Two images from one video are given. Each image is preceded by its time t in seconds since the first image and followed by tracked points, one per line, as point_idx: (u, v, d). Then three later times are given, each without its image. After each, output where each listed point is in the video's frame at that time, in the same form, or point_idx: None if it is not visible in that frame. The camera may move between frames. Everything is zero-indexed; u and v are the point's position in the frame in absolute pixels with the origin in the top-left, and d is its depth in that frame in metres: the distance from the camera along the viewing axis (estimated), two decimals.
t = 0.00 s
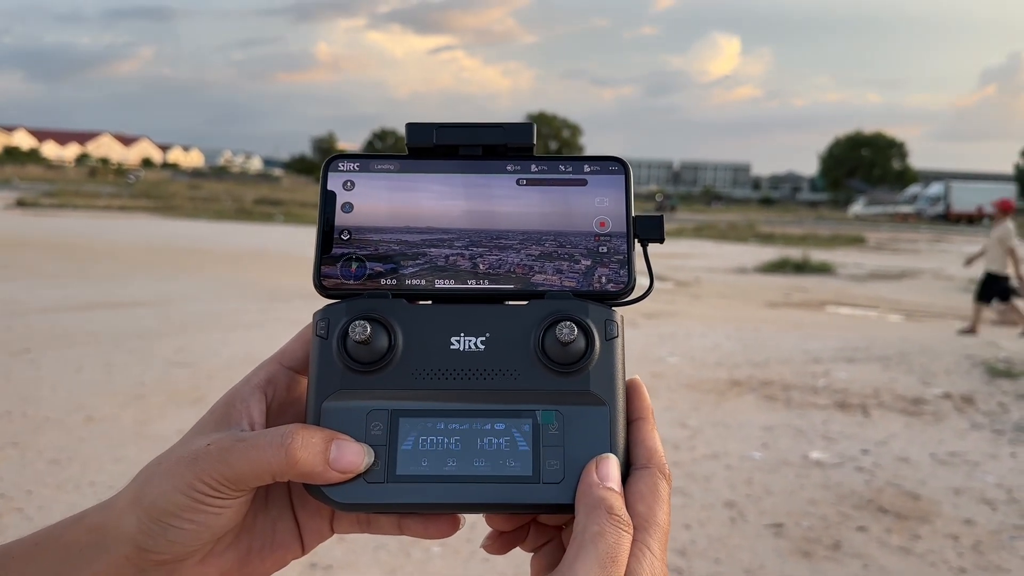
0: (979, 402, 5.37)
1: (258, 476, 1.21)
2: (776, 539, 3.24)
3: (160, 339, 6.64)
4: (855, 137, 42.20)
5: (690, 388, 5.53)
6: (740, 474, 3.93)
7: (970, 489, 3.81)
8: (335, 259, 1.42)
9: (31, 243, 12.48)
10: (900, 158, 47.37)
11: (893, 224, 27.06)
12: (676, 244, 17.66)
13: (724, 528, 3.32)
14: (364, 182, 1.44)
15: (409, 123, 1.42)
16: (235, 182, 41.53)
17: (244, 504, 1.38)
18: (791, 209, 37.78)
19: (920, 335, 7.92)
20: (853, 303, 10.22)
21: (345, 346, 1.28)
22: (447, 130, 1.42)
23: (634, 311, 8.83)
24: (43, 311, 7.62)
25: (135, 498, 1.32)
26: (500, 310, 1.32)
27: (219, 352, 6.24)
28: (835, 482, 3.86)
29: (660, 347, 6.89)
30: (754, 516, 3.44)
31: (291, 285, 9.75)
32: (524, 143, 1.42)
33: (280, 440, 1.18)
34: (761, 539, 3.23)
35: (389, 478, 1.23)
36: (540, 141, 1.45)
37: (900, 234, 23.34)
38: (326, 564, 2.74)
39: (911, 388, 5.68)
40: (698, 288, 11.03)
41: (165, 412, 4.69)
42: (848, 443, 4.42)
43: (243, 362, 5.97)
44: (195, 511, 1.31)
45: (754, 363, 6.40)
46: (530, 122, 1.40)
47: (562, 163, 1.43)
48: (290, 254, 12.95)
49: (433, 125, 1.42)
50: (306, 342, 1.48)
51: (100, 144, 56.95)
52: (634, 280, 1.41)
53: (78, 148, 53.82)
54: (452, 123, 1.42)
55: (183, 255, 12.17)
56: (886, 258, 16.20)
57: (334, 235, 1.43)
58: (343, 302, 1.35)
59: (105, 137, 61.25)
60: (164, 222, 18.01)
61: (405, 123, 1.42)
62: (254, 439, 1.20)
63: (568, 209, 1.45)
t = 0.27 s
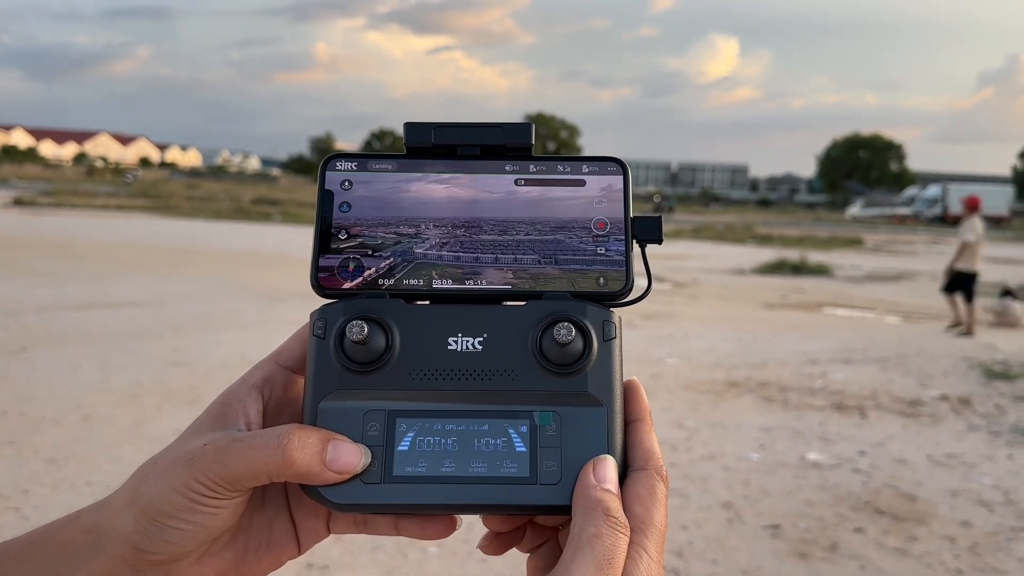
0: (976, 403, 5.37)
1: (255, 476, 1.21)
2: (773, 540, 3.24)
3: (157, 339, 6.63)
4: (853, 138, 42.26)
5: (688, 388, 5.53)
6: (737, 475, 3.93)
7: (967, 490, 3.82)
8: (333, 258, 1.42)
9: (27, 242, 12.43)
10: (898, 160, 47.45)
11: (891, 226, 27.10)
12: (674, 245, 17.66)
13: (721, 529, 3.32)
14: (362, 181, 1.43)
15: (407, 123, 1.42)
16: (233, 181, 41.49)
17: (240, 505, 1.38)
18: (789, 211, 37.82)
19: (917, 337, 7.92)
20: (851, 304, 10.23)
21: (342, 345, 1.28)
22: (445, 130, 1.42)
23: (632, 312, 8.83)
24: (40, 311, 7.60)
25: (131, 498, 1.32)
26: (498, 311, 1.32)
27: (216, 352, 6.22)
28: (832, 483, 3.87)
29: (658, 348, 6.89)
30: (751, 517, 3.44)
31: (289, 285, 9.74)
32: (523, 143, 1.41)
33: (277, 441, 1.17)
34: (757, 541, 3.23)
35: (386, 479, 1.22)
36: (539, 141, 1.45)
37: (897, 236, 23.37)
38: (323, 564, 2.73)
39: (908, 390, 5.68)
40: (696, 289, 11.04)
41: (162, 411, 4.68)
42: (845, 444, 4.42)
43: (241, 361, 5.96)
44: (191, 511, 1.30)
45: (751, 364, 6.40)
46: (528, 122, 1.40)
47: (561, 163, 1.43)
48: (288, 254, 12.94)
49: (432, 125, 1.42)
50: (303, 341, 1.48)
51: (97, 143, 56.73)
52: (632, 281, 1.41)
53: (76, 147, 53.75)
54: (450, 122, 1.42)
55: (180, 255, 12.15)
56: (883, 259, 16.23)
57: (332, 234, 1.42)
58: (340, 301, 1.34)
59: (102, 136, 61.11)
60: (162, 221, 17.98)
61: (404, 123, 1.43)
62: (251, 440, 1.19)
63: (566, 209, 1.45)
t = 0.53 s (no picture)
0: (973, 404, 5.39)
1: (258, 477, 1.21)
2: (770, 540, 3.25)
3: (155, 338, 6.62)
4: (851, 139, 42.33)
5: (685, 389, 5.54)
6: (735, 475, 3.94)
7: (964, 491, 3.83)
8: (336, 260, 1.42)
9: (24, 241, 12.40)
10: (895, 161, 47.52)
11: (888, 227, 27.14)
12: (672, 246, 17.67)
13: (719, 529, 3.33)
14: (366, 182, 1.43)
15: (411, 125, 1.42)
16: (230, 180, 41.44)
17: (243, 506, 1.38)
18: (786, 211, 37.86)
19: (914, 337, 7.94)
20: (848, 305, 10.24)
21: (346, 347, 1.28)
22: (449, 133, 1.43)
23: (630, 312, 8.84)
24: (36, 309, 7.58)
25: (133, 499, 1.31)
26: (503, 313, 1.32)
27: (213, 351, 6.21)
28: (830, 483, 3.87)
29: (655, 348, 6.90)
30: (749, 517, 3.44)
31: (286, 284, 9.72)
32: (526, 146, 1.42)
33: (281, 443, 1.17)
34: (755, 541, 3.24)
35: (389, 481, 1.23)
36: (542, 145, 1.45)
37: (894, 236, 23.41)
38: (321, 564, 2.73)
39: (905, 391, 5.69)
40: (694, 289, 11.05)
41: (159, 411, 4.67)
42: (843, 445, 4.43)
43: (239, 360, 5.96)
44: (194, 512, 1.30)
45: (749, 364, 6.41)
46: (531, 125, 1.40)
47: (564, 166, 1.44)
48: (285, 253, 12.92)
49: (435, 127, 1.43)
50: (306, 342, 1.48)
51: (94, 140, 56.54)
52: (634, 284, 1.41)
53: (73, 146, 53.71)
54: (454, 125, 1.42)
55: (178, 253, 12.13)
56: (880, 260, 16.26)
57: (335, 235, 1.42)
58: (344, 304, 1.34)
59: (100, 134, 61.00)
60: (159, 220, 17.95)
61: (408, 125, 1.43)
62: (255, 441, 1.20)
63: (568, 212, 1.45)
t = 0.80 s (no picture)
0: (971, 404, 5.40)
1: (263, 476, 1.21)
2: (769, 539, 3.25)
3: (154, 336, 6.61)
4: (850, 139, 42.35)
5: (684, 388, 5.54)
6: (733, 474, 3.94)
7: (962, 491, 3.84)
8: (340, 259, 1.41)
9: (22, 238, 12.37)
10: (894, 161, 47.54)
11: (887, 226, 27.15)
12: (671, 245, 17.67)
13: (718, 528, 3.33)
14: (370, 182, 1.43)
15: (415, 123, 1.42)
16: (229, 178, 41.37)
17: (247, 505, 1.38)
18: (785, 211, 37.88)
19: (912, 337, 7.95)
20: (847, 304, 10.25)
21: (350, 346, 1.28)
22: (452, 132, 1.43)
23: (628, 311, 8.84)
24: (35, 307, 7.57)
25: (138, 498, 1.31)
26: (507, 312, 1.33)
27: (212, 349, 6.21)
28: (829, 483, 3.88)
29: (654, 347, 6.90)
30: (747, 517, 3.45)
31: (285, 283, 9.71)
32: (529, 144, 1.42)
33: (285, 442, 1.17)
34: (754, 540, 3.24)
35: (394, 479, 1.23)
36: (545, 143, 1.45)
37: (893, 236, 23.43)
38: (320, 562, 2.73)
39: (904, 390, 5.70)
40: (693, 288, 11.05)
41: (158, 409, 4.67)
42: (841, 444, 4.43)
43: (237, 359, 5.95)
44: (199, 511, 1.30)
45: (748, 364, 6.41)
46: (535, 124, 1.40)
47: (568, 164, 1.44)
48: (284, 251, 12.91)
49: (439, 126, 1.43)
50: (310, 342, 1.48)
51: (92, 138, 56.38)
52: (639, 283, 1.41)
53: (71, 143, 53.61)
54: (457, 124, 1.42)
55: (176, 252, 12.11)
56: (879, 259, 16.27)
57: (338, 234, 1.42)
58: (348, 302, 1.34)
59: (98, 132, 60.91)
60: (157, 218, 17.91)
61: (411, 124, 1.43)
62: (260, 439, 1.19)
63: (572, 210, 1.45)
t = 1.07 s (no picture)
0: (970, 402, 5.38)
1: (262, 475, 1.19)
2: (768, 537, 3.24)
3: (153, 333, 6.60)
4: (850, 136, 42.33)
5: (684, 386, 5.53)
6: (733, 472, 3.93)
7: (962, 489, 3.82)
8: (339, 254, 1.40)
9: (22, 235, 12.35)
10: (894, 159, 47.50)
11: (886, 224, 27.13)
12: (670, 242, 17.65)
13: (717, 526, 3.32)
14: (369, 176, 1.41)
15: (414, 117, 1.40)
16: (228, 175, 41.33)
17: (247, 505, 1.36)
18: (785, 209, 37.86)
19: (912, 335, 7.93)
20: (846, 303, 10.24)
21: (350, 342, 1.27)
22: (452, 124, 1.41)
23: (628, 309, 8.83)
24: (34, 304, 7.56)
25: (136, 497, 1.30)
26: (509, 307, 1.31)
27: (211, 346, 6.19)
28: (828, 481, 3.87)
29: (654, 344, 6.89)
30: (747, 515, 3.44)
31: (284, 280, 9.70)
32: (531, 137, 1.40)
33: (285, 440, 1.16)
34: (753, 538, 3.23)
35: (395, 477, 1.21)
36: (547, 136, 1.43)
37: (892, 234, 23.42)
38: (320, 560, 2.72)
39: (903, 388, 5.69)
40: (692, 286, 11.03)
41: (157, 406, 4.66)
42: (841, 442, 4.42)
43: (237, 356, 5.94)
44: (197, 510, 1.29)
45: (747, 362, 6.40)
46: (536, 116, 1.38)
47: (570, 157, 1.42)
48: (283, 248, 12.90)
49: (439, 119, 1.41)
50: (310, 338, 1.46)
51: (91, 134, 56.06)
52: (642, 277, 1.39)
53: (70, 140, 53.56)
54: (457, 117, 1.40)
55: (175, 249, 12.10)
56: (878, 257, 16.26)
57: (337, 229, 1.40)
58: (348, 298, 1.33)
59: (100, 129, 60.77)
60: (156, 215, 17.89)
61: (411, 117, 1.41)
62: (259, 438, 1.18)
63: (574, 204, 1.43)
